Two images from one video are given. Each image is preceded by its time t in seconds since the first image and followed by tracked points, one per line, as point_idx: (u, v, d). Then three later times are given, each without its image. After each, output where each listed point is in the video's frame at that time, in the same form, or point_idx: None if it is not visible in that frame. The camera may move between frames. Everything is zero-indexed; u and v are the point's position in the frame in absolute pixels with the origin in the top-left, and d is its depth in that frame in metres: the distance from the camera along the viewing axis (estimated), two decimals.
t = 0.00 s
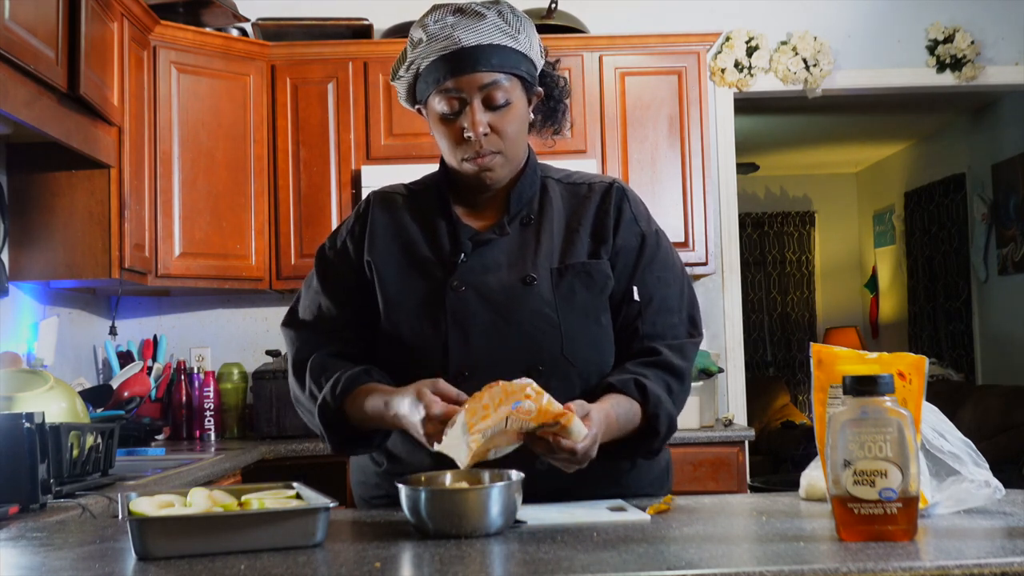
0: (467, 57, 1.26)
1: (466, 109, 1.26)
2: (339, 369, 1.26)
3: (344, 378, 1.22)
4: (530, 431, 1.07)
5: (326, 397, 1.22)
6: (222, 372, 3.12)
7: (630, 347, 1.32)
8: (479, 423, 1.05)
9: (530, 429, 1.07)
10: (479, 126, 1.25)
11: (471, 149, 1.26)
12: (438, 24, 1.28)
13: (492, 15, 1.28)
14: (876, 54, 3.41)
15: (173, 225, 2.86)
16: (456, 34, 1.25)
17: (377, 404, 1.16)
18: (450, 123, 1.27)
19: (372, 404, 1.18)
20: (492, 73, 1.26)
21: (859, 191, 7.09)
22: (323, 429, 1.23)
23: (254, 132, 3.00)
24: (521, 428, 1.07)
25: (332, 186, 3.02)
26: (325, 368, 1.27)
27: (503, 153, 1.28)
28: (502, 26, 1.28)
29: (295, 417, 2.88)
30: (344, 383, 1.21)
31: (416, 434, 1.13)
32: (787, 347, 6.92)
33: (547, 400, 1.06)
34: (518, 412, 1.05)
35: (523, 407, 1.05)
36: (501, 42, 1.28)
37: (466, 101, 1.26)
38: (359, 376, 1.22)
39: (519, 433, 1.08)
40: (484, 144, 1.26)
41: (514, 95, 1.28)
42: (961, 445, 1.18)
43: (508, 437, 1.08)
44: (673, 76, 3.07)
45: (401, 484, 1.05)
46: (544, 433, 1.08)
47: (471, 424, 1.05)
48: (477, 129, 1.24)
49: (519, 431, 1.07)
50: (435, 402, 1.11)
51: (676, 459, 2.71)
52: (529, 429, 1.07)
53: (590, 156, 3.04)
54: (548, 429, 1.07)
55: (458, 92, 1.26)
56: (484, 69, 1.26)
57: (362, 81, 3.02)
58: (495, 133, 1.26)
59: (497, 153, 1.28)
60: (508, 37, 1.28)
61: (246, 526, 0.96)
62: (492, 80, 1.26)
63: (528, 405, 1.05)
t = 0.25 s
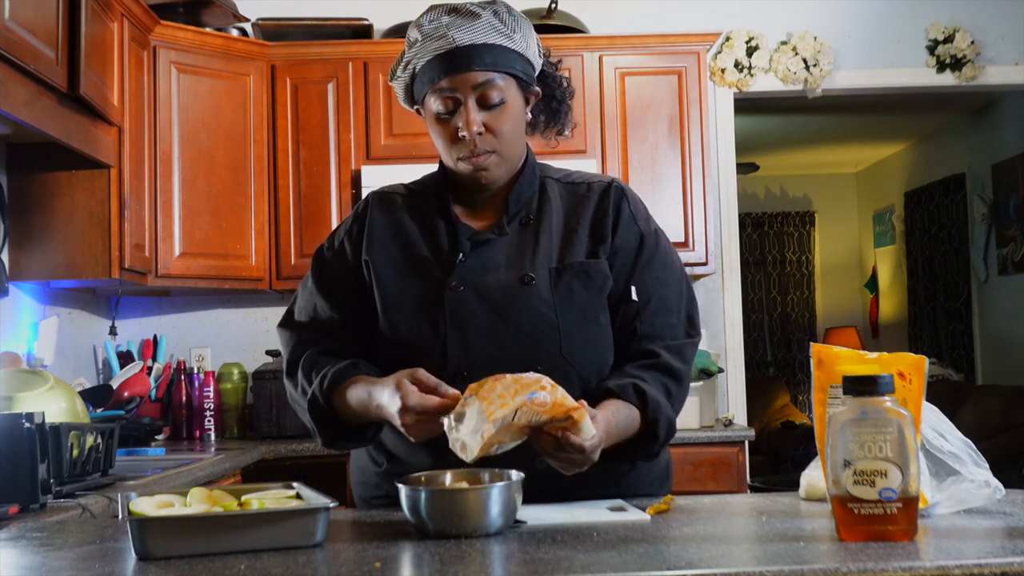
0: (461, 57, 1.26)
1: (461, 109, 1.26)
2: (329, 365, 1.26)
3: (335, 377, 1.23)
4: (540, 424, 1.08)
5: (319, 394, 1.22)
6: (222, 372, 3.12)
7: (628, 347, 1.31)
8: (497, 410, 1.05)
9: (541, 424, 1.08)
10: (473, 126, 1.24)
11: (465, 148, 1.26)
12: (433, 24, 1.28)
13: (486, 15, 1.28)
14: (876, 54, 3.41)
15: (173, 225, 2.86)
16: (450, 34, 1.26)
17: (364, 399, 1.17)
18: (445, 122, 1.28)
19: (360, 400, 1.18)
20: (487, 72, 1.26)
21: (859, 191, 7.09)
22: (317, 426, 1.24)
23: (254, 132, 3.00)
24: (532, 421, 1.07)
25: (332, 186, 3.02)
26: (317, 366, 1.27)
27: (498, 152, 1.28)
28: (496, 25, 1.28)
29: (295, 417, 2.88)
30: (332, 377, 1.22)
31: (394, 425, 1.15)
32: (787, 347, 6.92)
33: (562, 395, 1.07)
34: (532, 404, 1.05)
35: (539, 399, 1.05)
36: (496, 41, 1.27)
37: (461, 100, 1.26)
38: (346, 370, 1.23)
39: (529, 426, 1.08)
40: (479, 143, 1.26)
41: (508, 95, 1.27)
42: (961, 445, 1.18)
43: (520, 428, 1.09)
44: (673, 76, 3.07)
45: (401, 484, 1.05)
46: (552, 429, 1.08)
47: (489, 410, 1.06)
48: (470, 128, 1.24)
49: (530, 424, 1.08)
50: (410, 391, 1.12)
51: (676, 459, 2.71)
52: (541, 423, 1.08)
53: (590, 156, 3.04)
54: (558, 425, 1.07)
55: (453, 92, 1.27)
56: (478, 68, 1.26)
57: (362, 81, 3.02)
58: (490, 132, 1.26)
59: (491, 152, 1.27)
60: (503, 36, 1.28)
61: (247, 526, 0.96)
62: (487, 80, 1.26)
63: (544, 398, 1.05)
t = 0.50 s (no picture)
0: (455, 55, 1.26)
1: (455, 108, 1.26)
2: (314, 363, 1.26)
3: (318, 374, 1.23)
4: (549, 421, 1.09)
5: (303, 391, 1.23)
6: (222, 372, 3.12)
7: (628, 348, 1.31)
8: (515, 405, 1.05)
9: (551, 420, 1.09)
10: (466, 124, 1.25)
11: (459, 147, 1.27)
12: (428, 23, 1.28)
13: (482, 14, 1.28)
14: (876, 54, 3.41)
15: (173, 225, 2.86)
16: (444, 33, 1.26)
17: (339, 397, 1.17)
18: (440, 121, 1.28)
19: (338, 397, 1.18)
20: (481, 71, 1.26)
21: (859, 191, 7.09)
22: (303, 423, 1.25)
23: (254, 132, 3.00)
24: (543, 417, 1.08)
25: (332, 186, 3.02)
26: (305, 363, 1.28)
27: (492, 151, 1.28)
28: (491, 24, 1.28)
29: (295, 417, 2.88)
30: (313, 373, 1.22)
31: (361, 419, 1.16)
32: (787, 347, 6.92)
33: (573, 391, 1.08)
34: (548, 399, 1.06)
35: (555, 395, 1.07)
36: (491, 40, 1.27)
37: (455, 99, 1.26)
38: (328, 367, 1.23)
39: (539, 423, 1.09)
40: (472, 142, 1.26)
41: (503, 94, 1.27)
42: (961, 445, 1.18)
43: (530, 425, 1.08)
44: (673, 76, 3.07)
45: (401, 484, 1.05)
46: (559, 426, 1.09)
47: (506, 406, 1.05)
48: (463, 127, 1.25)
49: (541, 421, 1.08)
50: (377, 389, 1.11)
51: (676, 459, 2.71)
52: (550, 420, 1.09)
53: (590, 156, 3.04)
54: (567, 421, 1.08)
55: (448, 91, 1.27)
56: (472, 67, 1.26)
57: (362, 81, 3.02)
58: (484, 131, 1.26)
59: (485, 151, 1.27)
60: (498, 35, 1.28)
61: (246, 526, 0.96)
62: (481, 78, 1.26)
63: (558, 394, 1.07)
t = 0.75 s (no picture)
0: (452, 56, 1.26)
1: (451, 108, 1.26)
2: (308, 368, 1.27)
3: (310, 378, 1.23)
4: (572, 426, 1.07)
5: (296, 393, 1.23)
6: (222, 372, 3.12)
7: (628, 349, 1.31)
8: (549, 415, 1.03)
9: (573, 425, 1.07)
10: (462, 125, 1.24)
11: (455, 147, 1.27)
12: (425, 24, 1.28)
13: (479, 14, 1.28)
14: (876, 54, 3.41)
15: (173, 225, 2.86)
16: (441, 33, 1.26)
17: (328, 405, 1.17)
18: (436, 121, 1.28)
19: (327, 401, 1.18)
20: (477, 71, 1.26)
21: (859, 191, 7.09)
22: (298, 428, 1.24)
23: (253, 132, 3.00)
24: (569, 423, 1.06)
25: (332, 186, 3.02)
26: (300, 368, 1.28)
27: (488, 151, 1.28)
28: (489, 24, 1.28)
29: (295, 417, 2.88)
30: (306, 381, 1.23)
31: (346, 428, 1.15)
32: (787, 347, 6.92)
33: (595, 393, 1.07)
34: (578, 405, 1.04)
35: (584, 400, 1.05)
36: (488, 40, 1.27)
37: (451, 99, 1.26)
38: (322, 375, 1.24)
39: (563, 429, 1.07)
40: (468, 142, 1.26)
41: (499, 94, 1.27)
42: (962, 445, 1.18)
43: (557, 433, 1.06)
44: (673, 76, 3.07)
45: (401, 484, 1.05)
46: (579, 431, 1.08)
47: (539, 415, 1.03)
48: (459, 127, 1.24)
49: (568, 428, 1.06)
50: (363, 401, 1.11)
51: (676, 459, 2.71)
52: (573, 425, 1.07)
53: (590, 156, 3.04)
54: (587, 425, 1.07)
55: (444, 91, 1.27)
56: (468, 67, 1.26)
57: (362, 81, 3.02)
58: (480, 131, 1.26)
59: (481, 152, 1.27)
60: (495, 35, 1.28)
61: (246, 526, 0.96)
62: (477, 78, 1.26)
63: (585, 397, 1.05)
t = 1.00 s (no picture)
0: (452, 56, 1.26)
1: (451, 108, 1.26)
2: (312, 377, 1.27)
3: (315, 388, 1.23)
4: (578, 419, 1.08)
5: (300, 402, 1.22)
6: (222, 372, 3.12)
7: (628, 349, 1.31)
8: (566, 416, 1.03)
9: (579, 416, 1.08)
10: (462, 125, 1.24)
11: (455, 147, 1.27)
12: (426, 24, 1.28)
13: (479, 15, 1.28)
14: (876, 54, 3.41)
15: (173, 225, 2.86)
16: (441, 33, 1.26)
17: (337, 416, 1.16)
18: (436, 121, 1.28)
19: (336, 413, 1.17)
20: (477, 71, 1.26)
21: (859, 191, 7.09)
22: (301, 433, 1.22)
23: (253, 132, 3.00)
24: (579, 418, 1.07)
25: (332, 186, 3.02)
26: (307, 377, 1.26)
27: (487, 152, 1.28)
28: (489, 25, 1.28)
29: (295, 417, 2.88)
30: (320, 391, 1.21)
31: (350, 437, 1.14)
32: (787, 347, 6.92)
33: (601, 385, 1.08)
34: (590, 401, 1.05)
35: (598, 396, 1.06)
36: (488, 40, 1.27)
37: (451, 99, 1.26)
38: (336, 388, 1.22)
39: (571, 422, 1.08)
40: (468, 143, 1.26)
41: (499, 94, 1.27)
42: (962, 445, 1.18)
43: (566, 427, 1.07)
44: (673, 76, 3.07)
45: (402, 484, 1.05)
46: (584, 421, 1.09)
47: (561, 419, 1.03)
48: (459, 128, 1.24)
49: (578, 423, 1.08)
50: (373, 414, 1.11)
51: (676, 459, 2.71)
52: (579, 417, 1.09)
53: (590, 156, 3.04)
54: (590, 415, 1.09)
55: (444, 91, 1.27)
56: (468, 68, 1.26)
57: (362, 81, 3.02)
58: (480, 132, 1.26)
59: (481, 152, 1.27)
60: (496, 36, 1.28)
61: (246, 526, 0.96)
62: (476, 79, 1.26)
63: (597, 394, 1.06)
